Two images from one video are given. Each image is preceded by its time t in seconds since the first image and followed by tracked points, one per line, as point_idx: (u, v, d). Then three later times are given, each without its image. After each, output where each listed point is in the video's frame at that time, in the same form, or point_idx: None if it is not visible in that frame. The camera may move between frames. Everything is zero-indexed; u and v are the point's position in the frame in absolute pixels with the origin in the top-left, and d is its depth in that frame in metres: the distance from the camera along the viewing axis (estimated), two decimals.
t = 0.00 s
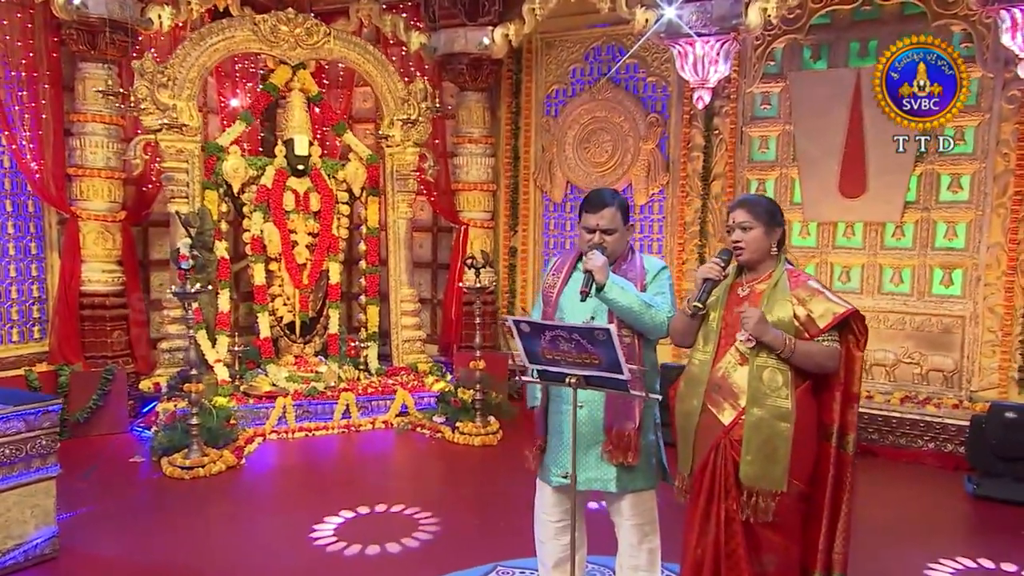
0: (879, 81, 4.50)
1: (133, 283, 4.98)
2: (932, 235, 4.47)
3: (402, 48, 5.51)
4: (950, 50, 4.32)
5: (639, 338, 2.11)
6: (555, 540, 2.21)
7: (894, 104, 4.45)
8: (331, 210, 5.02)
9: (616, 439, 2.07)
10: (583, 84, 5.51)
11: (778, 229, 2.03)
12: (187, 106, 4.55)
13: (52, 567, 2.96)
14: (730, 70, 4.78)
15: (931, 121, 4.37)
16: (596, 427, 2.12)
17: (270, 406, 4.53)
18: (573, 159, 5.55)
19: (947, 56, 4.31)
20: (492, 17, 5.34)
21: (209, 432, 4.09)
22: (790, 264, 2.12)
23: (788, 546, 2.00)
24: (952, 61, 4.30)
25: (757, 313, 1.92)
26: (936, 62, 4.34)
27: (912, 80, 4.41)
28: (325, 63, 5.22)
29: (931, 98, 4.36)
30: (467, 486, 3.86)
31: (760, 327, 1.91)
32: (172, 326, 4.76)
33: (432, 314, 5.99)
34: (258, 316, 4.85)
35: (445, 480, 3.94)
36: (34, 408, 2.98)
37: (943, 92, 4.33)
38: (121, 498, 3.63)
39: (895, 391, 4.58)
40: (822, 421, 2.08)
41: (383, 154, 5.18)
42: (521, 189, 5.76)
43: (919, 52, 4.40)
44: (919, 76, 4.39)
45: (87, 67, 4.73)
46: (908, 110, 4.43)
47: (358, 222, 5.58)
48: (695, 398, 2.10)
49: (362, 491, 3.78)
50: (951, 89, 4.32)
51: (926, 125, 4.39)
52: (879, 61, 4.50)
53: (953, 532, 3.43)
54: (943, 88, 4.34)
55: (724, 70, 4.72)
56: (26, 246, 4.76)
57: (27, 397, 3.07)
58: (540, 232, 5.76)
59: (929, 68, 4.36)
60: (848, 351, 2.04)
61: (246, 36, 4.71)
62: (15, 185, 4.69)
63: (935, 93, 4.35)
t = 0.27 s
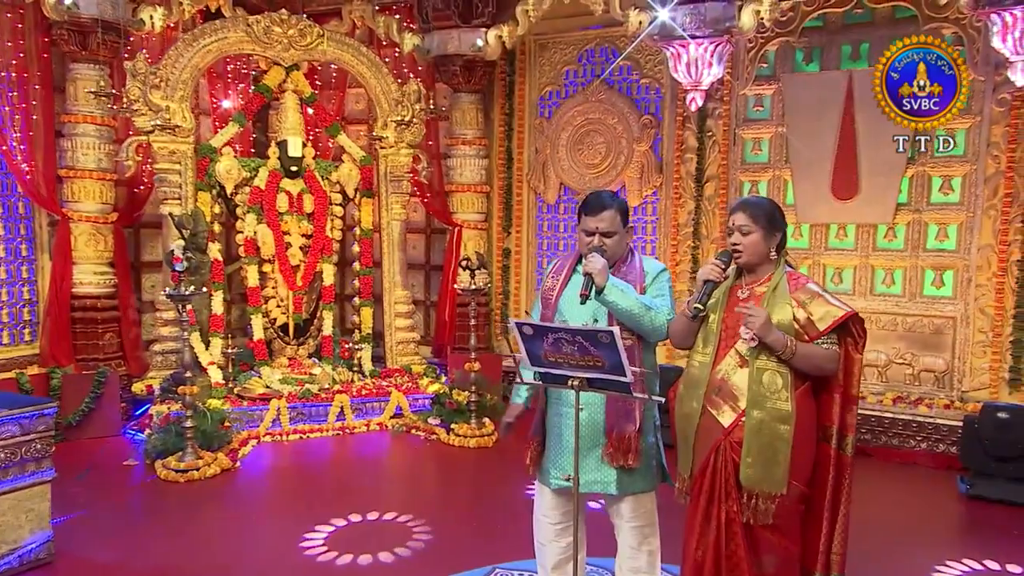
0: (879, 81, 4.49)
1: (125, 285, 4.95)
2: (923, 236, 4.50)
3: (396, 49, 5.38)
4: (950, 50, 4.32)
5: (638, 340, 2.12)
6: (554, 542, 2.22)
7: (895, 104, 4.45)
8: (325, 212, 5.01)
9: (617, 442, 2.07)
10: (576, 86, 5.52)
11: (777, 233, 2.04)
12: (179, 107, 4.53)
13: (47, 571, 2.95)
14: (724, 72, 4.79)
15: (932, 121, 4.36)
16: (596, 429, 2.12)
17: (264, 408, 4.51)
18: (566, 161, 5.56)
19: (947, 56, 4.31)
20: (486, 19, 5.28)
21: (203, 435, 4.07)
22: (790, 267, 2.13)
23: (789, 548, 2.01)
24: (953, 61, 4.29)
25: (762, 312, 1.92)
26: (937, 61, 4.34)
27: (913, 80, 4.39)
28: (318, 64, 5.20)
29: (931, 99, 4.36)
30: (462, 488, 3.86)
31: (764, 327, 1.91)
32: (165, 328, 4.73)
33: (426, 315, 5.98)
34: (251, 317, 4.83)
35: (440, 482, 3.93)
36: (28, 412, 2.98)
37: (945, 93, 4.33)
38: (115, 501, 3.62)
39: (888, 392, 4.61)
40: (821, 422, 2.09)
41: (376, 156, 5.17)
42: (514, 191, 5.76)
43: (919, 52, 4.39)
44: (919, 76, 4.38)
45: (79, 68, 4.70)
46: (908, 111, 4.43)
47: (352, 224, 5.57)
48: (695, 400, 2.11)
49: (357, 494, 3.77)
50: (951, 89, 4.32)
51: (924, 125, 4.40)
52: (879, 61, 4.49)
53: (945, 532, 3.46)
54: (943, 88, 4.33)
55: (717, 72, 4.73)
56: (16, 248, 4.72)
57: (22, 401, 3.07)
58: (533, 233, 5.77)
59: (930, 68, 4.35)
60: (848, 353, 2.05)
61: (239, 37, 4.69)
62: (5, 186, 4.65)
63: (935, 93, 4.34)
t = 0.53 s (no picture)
0: (879, 80, 4.51)
1: (121, 286, 4.95)
2: (913, 236, 4.56)
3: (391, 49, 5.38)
4: (950, 50, 4.36)
5: (640, 340, 2.16)
6: (556, 540, 2.25)
7: (895, 104, 4.47)
8: (321, 212, 5.02)
9: (619, 441, 2.11)
10: (570, 87, 5.56)
11: (778, 236, 2.08)
12: (176, 108, 4.54)
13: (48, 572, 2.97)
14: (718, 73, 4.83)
15: (931, 122, 4.40)
16: (599, 430, 2.16)
17: (261, 408, 4.53)
18: (560, 162, 5.60)
19: (947, 55, 4.34)
20: (480, 20, 5.38)
21: (201, 434, 4.09)
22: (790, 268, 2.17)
23: (788, 545, 2.05)
24: (953, 61, 4.33)
25: (769, 307, 1.96)
26: (937, 61, 4.37)
27: (913, 80, 4.42)
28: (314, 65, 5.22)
29: (931, 98, 4.39)
30: (459, 487, 3.89)
31: (770, 323, 1.96)
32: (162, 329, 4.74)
33: (421, 315, 6.00)
34: (248, 318, 4.85)
35: (438, 481, 3.96)
36: (29, 413, 3.00)
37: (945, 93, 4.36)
38: (113, 501, 3.63)
39: (879, 390, 4.67)
40: (820, 421, 2.14)
41: (371, 156, 5.19)
42: (509, 192, 5.80)
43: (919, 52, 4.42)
44: (919, 76, 4.41)
45: (74, 69, 4.70)
46: (908, 111, 4.45)
47: (347, 224, 5.58)
48: (697, 400, 2.15)
49: (355, 493, 3.79)
50: (951, 89, 4.35)
51: (925, 126, 4.43)
52: (880, 61, 4.51)
53: (936, 528, 3.51)
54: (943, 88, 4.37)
55: (711, 74, 4.78)
56: (11, 249, 4.72)
57: (22, 402, 3.08)
58: (528, 234, 5.80)
59: (930, 68, 4.39)
60: (848, 353, 2.09)
61: (235, 38, 4.70)
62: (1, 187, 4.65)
63: (935, 93, 4.38)
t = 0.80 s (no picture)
0: (879, 81, 4.56)
1: (120, 285, 4.97)
2: (904, 236, 4.64)
3: (387, 51, 5.47)
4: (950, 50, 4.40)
5: (644, 338, 2.21)
6: (559, 536, 2.32)
7: (895, 104, 4.52)
8: (320, 212, 5.06)
9: (623, 439, 2.17)
10: (566, 88, 5.61)
11: (780, 234, 2.13)
12: (175, 108, 4.57)
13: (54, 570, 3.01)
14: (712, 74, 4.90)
15: (931, 122, 4.45)
16: (604, 428, 2.21)
17: (261, 406, 4.57)
18: (556, 162, 5.65)
19: (947, 56, 4.39)
20: (477, 22, 5.41)
21: (203, 432, 4.13)
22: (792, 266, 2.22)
23: (790, 540, 2.11)
24: (953, 61, 4.37)
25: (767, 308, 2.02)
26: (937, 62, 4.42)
27: (913, 80, 4.46)
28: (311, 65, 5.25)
29: (931, 98, 4.43)
30: (458, 484, 3.94)
31: (765, 323, 2.01)
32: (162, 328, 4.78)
33: (419, 314, 6.05)
34: (247, 317, 4.89)
35: (437, 479, 4.00)
36: (34, 412, 3.03)
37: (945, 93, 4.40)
38: (116, 500, 3.66)
39: (872, 387, 4.75)
40: (822, 418, 2.19)
41: (369, 156, 5.23)
42: (505, 191, 5.85)
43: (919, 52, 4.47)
44: (919, 76, 4.45)
45: (73, 69, 4.72)
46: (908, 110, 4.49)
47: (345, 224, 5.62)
48: (701, 397, 2.20)
49: (355, 491, 3.83)
50: (951, 90, 4.39)
51: (925, 126, 4.48)
52: (880, 61, 4.56)
53: (928, 522, 3.58)
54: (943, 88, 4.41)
55: (706, 76, 4.85)
56: (11, 248, 4.74)
57: (27, 400, 3.11)
58: (524, 233, 5.85)
59: (929, 67, 4.43)
60: (850, 350, 2.14)
61: (234, 39, 4.73)
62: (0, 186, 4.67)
63: (935, 93, 4.42)
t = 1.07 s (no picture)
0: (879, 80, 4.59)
1: (121, 284, 5.01)
2: (897, 235, 4.71)
3: (386, 52, 5.54)
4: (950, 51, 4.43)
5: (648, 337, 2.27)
6: (562, 532, 2.38)
7: (895, 104, 4.55)
8: (320, 211, 5.11)
9: (626, 435, 2.22)
10: (563, 88, 5.67)
11: (782, 231, 2.20)
12: (177, 108, 4.61)
13: (62, 566, 3.05)
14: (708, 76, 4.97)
15: (931, 122, 4.48)
16: (607, 424, 2.27)
17: (262, 404, 4.61)
18: (553, 162, 5.71)
19: (947, 56, 4.42)
20: (475, 23, 5.46)
21: (206, 430, 4.18)
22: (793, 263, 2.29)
23: (792, 534, 2.17)
24: (953, 61, 4.41)
25: (774, 302, 2.08)
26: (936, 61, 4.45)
27: (913, 80, 4.50)
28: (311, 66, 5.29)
29: (931, 98, 4.47)
30: (458, 481, 3.99)
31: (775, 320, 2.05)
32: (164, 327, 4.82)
33: (418, 312, 6.10)
34: (248, 315, 4.94)
35: (437, 476, 4.06)
36: (41, 409, 3.07)
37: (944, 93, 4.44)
38: (120, 497, 3.70)
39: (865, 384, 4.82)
40: (824, 414, 2.25)
41: (368, 156, 5.28)
42: (503, 191, 5.90)
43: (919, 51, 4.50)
44: (919, 76, 4.49)
45: (75, 69, 4.76)
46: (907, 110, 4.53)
47: (345, 223, 5.67)
48: (705, 394, 2.26)
49: (356, 488, 3.88)
50: (951, 90, 4.43)
51: (924, 126, 4.52)
52: (879, 61, 4.59)
53: (921, 517, 3.65)
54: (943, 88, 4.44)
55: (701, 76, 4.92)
56: (12, 247, 4.77)
57: (34, 398, 3.15)
58: (522, 232, 5.91)
59: (930, 68, 4.46)
60: (851, 347, 2.20)
61: (234, 40, 4.77)
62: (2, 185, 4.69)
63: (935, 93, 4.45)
